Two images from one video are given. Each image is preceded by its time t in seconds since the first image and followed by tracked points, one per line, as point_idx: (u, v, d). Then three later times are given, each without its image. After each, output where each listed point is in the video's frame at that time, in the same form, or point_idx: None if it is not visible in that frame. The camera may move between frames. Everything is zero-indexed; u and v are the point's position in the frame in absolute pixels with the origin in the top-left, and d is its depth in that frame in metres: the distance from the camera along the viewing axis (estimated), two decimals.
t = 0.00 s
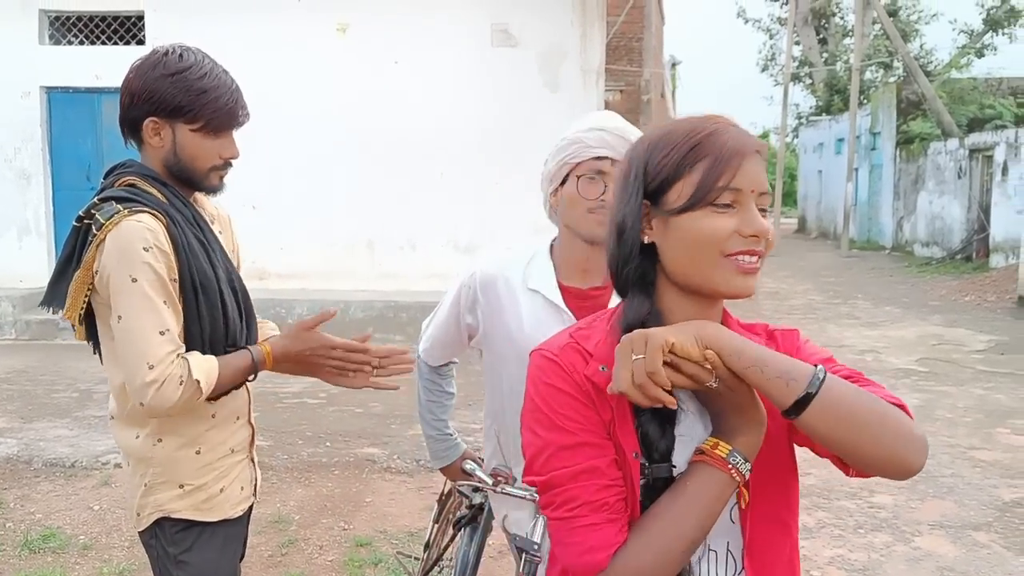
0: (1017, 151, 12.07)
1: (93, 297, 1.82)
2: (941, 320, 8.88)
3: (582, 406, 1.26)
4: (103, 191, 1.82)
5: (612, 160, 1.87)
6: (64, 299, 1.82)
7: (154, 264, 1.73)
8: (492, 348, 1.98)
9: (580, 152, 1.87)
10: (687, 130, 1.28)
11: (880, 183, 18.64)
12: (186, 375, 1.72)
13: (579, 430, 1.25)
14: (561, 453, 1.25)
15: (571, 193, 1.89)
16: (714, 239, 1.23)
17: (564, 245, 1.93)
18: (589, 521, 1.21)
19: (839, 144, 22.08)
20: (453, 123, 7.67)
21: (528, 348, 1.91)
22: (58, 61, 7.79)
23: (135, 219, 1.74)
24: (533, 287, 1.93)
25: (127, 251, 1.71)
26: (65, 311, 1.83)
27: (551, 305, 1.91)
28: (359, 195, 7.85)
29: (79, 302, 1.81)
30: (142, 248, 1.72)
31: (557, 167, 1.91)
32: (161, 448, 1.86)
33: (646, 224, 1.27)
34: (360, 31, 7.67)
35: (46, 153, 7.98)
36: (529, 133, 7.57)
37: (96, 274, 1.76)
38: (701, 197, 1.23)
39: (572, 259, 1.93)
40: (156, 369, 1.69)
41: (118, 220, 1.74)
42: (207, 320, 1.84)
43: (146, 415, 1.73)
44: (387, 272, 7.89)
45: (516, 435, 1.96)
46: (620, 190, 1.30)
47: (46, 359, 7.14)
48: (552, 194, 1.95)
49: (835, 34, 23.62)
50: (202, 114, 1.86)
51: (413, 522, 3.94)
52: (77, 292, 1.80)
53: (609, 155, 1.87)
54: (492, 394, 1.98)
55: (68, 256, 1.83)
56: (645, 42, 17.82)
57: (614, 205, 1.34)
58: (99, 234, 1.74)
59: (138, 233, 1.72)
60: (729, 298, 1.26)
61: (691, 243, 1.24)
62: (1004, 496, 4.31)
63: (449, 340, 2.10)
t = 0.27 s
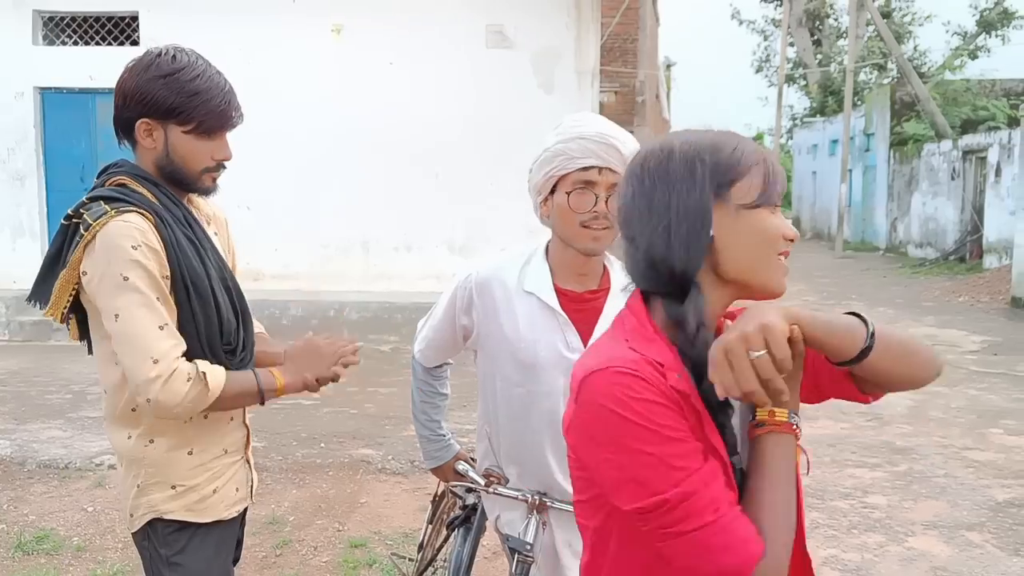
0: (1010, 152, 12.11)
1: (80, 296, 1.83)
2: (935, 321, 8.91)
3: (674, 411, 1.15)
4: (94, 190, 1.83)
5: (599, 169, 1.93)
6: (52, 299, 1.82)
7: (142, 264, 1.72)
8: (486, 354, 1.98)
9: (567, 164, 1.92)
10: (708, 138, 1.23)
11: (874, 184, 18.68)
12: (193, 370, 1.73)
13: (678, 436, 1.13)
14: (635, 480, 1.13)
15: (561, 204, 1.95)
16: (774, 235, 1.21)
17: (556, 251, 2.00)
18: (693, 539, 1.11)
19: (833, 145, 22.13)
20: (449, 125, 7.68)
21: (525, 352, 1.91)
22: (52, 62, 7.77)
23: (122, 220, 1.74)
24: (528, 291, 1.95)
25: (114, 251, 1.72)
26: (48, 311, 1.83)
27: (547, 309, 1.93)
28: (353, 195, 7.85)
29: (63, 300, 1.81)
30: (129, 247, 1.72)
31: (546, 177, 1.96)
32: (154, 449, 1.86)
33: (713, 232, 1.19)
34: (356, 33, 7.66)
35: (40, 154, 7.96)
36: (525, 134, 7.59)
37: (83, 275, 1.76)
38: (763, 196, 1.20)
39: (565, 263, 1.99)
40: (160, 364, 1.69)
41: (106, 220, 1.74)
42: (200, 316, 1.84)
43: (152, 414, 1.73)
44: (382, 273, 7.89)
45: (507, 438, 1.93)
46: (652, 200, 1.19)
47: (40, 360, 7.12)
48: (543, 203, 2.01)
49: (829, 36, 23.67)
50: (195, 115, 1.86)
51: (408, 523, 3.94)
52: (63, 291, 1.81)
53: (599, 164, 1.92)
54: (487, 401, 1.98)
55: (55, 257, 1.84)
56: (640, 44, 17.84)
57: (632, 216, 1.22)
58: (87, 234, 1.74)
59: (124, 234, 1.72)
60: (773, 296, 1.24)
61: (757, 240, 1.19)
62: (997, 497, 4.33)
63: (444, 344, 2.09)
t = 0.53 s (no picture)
0: (1000, 153, 12.19)
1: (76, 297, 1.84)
2: (925, 322, 8.96)
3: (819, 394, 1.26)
4: (91, 191, 1.84)
5: (583, 176, 1.95)
6: (49, 300, 1.83)
7: (138, 264, 1.74)
8: (481, 358, 1.99)
9: (550, 175, 1.94)
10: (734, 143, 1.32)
11: (866, 185, 18.77)
12: (174, 387, 1.70)
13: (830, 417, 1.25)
14: (797, 487, 1.22)
15: (548, 213, 1.97)
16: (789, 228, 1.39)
17: (544, 255, 2.02)
18: (834, 520, 1.25)
19: (825, 146, 22.23)
20: (442, 126, 7.70)
21: (522, 352, 1.93)
22: (45, 63, 7.77)
23: (120, 220, 1.75)
24: (521, 292, 1.97)
25: (110, 252, 1.73)
26: (44, 311, 1.84)
27: (542, 308, 1.95)
28: (347, 196, 7.86)
29: (60, 300, 1.82)
30: (125, 248, 1.73)
31: (528, 189, 1.97)
32: (149, 450, 1.87)
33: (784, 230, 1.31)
34: (349, 35, 7.68)
35: (33, 156, 7.95)
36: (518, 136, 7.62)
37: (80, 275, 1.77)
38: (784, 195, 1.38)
39: (554, 265, 2.01)
40: (139, 369, 1.68)
41: (104, 220, 1.75)
42: (197, 315, 1.85)
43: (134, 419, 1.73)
44: (376, 274, 7.91)
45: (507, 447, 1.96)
46: (726, 219, 1.27)
47: (34, 361, 7.11)
48: (525, 211, 2.02)
49: (821, 37, 23.77)
50: (189, 115, 1.87)
51: (402, 523, 3.96)
52: (58, 292, 1.81)
53: (582, 171, 1.95)
54: (483, 402, 2.00)
55: (52, 257, 1.85)
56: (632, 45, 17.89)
57: (708, 238, 1.28)
58: (84, 234, 1.75)
59: (122, 234, 1.74)
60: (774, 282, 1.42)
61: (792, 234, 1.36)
62: (987, 495, 4.37)
63: (434, 350, 2.07)
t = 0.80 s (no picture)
0: (995, 153, 12.22)
1: (70, 300, 1.84)
2: (922, 322, 8.98)
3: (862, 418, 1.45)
4: (84, 195, 1.83)
5: (573, 178, 1.95)
6: (43, 303, 1.83)
7: (132, 269, 1.74)
8: (481, 362, 1.98)
9: (542, 180, 1.93)
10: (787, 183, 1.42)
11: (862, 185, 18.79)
12: (167, 385, 1.74)
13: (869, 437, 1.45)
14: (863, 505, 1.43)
15: (540, 217, 1.97)
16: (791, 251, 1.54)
17: (535, 255, 2.01)
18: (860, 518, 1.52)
19: (821, 147, 22.26)
20: (439, 127, 7.69)
21: (523, 352, 1.93)
22: (40, 65, 7.75)
23: (116, 225, 1.75)
24: (516, 292, 1.96)
25: (105, 257, 1.73)
26: (38, 314, 1.84)
27: (538, 305, 1.95)
28: (343, 198, 7.85)
29: (55, 304, 1.82)
30: (121, 253, 1.73)
31: (518, 193, 1.95)
32: (144, 453, 1.87)
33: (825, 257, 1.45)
34: (345, 36, 7.68)
35: (28, 157, 7.93)
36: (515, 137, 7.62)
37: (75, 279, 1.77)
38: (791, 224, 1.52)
39: (546, 265, 2.01)
40: (131, 375, 1.70)
41: (99, 225, 1.75)
42: (194, 317, 1.85)
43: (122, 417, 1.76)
44: (372, 276, 7.91)
45: (515, 444, 1.98)
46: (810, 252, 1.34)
47: (29, 364, 7.09)
48: (513, 213, 2.01)
49: (816, 38, 23.79)
50: (174, 113, 1.87)
51: (399, 525, 3.96)
52: (54, 296, 1.81)
53: (571, 173, 1.95)
54: (483, 405, 2.00)
55: (45, 262, 1.85)
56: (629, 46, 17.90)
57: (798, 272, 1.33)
58: (79, 238, 1.75)
59: (116, 238, 1.74)
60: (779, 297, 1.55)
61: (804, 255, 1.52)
62: (983, 495, 4.38)
63: (427, 359, 2.03)
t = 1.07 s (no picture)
0: (992, 152, 12.24)
1: (67, 300, 1.84)
2: (919, 321, 8.99)
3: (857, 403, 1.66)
4: (82, 195, 1.84)
5: (579, 168, 1.97)
6: (39, 303, 1.83)
7: (126, 269, 1.74)
8: (478, 360, 1.99)
9: (548, 168, 1.94)
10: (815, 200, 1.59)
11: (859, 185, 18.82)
12: (149, 386, 1.73)
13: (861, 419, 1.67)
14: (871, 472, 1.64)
15: (545, 209, 1.97)
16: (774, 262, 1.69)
17: (535, 252, 2.02)
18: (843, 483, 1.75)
19: (818, 146, 22.28)
20: (437, 128, 7.70)
21: (521, 350, 1.94)
22: (37, 66, 7.75)
23: (112, 224, 1.76)
24: (515, 290, 1.97)
25: (99, 257, 1.73)
26: (35, 315, 1.84)
27: (537, 303, 1.96)
28: (341, 199, 7.86)
29: (52, 304, 1.83)
30: (115, 252, 1.74)
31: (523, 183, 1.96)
32: (143, 453, 1.87)
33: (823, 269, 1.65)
34: (343, 37, 7.68)
35: (25, 159, 7.93)
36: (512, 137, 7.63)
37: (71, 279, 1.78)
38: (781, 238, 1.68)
39: (547, 261, 2.02)
40: (114, 375, 1.70)
41: (95, 225, 1.75)
42: (187, 318, 1.85)
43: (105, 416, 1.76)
44: (370, 276, 7.91)
45: (512, 443, 1.98)
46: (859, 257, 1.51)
47: (27, 365, 7.09)
48: (516, 207, 2.02)
49: (814, 37, 23.81)
50: (169, 109, 1.87)
51: (398, 525, 3.96)
52: (51, 296, 1.82)
53: (577, 162, 1.96)
54: (481, 402, 2.00)
55: (42, 262, 1.85)
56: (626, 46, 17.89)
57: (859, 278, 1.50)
58: (74, 238, 1.76)
59: (111, 238, 1.74)
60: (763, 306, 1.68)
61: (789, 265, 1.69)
62: (981, 493, 4.39)
63: (424, 357, 2.05)
